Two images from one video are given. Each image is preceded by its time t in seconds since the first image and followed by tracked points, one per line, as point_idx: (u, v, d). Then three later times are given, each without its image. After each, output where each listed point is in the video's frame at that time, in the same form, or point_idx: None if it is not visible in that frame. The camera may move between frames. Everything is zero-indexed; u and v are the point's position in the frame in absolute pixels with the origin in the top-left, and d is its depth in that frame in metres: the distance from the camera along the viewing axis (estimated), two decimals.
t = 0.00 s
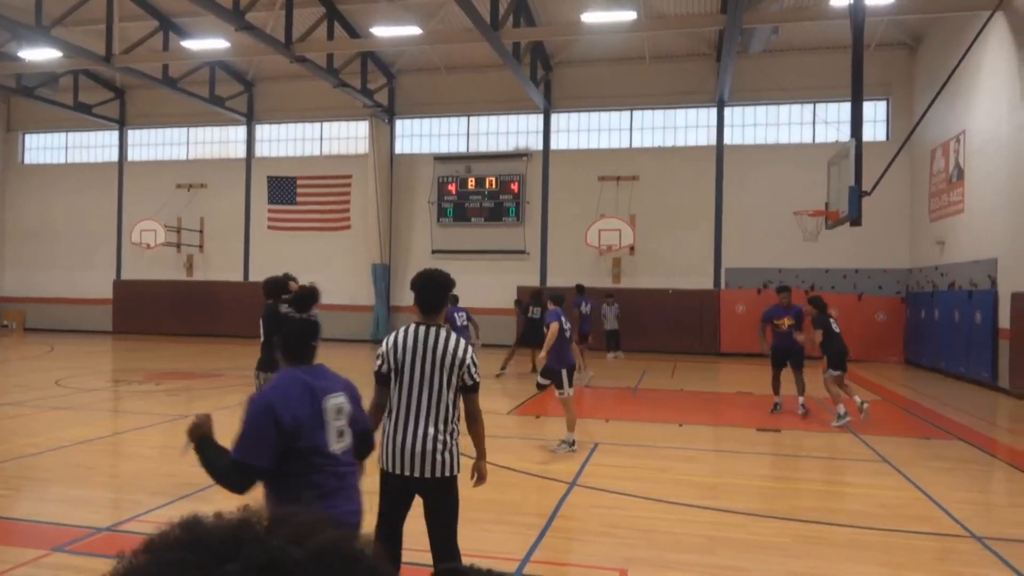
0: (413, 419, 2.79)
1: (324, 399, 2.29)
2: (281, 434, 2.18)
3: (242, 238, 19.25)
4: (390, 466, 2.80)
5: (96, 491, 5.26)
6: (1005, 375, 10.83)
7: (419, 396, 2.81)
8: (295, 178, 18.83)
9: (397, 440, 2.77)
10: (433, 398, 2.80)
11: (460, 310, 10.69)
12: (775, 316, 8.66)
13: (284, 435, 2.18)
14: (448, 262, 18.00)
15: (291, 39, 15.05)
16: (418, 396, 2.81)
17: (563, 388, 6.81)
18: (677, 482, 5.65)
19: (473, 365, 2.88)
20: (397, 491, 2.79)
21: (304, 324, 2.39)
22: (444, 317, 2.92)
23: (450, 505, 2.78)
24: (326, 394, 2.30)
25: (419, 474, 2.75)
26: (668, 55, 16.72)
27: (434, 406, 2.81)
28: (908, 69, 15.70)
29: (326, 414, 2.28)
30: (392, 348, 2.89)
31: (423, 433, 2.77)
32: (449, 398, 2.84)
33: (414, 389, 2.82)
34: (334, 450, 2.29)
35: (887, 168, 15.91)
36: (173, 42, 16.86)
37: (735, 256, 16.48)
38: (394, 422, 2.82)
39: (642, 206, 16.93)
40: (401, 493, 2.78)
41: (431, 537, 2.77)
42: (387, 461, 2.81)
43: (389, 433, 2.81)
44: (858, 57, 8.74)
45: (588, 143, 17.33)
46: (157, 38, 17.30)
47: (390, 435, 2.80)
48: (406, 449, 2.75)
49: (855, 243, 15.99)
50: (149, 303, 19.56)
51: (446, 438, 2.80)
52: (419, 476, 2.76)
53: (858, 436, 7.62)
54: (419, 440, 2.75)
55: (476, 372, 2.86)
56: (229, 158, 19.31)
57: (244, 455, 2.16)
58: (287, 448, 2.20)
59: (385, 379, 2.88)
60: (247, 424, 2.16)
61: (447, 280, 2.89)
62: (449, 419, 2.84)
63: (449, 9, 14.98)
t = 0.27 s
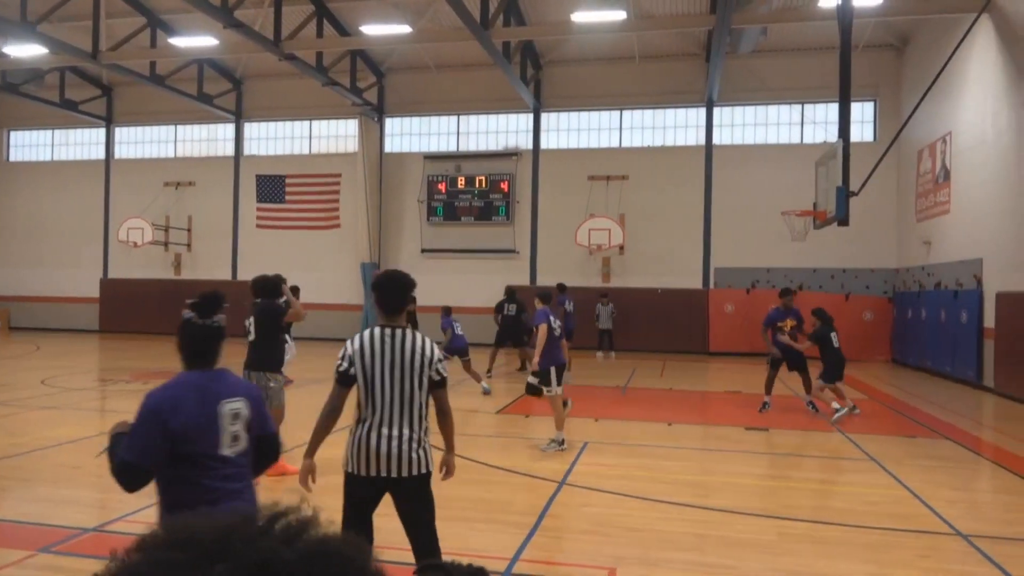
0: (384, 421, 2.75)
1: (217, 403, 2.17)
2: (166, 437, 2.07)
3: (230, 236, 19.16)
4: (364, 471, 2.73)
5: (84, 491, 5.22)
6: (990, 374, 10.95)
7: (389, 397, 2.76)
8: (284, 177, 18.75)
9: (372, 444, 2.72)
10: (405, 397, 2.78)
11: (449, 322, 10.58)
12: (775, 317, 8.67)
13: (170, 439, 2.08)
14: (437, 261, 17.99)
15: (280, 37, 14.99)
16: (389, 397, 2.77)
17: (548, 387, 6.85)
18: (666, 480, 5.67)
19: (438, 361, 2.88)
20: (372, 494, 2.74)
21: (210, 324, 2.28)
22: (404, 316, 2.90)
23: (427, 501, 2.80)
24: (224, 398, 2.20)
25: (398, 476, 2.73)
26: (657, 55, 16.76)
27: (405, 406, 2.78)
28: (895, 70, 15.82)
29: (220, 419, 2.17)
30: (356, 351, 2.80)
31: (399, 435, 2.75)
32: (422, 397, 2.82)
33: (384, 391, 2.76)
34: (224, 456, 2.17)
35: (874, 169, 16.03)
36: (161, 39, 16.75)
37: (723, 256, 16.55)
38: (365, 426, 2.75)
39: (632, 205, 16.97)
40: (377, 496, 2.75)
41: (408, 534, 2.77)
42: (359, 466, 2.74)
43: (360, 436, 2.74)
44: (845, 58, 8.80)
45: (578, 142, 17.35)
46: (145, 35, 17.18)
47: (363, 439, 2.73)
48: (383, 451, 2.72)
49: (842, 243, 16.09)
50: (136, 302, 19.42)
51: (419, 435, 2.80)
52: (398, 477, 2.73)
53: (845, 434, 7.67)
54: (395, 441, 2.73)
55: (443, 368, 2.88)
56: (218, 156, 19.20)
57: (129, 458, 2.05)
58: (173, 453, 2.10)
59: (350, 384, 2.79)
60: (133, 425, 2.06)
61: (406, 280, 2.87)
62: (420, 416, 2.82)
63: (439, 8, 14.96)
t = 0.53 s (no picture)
0: (350, 417, 2.76)
1: (135, 386, 2.13)
2: (96, 417, 1.98)
3: (223, 235, 19.10)
4: (331, 471, 2.72)
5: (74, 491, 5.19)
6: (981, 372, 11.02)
7: (353, 393, 2.78)
8: (278, 175, 18.70)
9: (340, 442, 2.72)
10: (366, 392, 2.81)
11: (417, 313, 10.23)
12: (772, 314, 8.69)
13: (99, 420, 1.99)
14: (431, 260, 17.97)
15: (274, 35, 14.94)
16: (353, 394, 2.78)
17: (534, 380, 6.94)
18: (659, 479, 5.68)
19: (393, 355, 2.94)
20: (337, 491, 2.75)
21: (119, 308, 2.21)
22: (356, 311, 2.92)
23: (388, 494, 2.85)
24: (139, 383, 2.15)
25: (365, 470, 2.78)
26: (651, 54, 16.79)
27: (367, 401, 2.81)
28: (888, 70, 15.87)
29: (135, 404, 2.12)
30: (317, 350, 2.75)
31: (364, 431, 2.78)
32: (382, 393, 2.88)
33: (348, 388, 2.77)
34: (140, 440, 2.12)
35: (866, 169, 16.08)
36: (153, 37, 16.68)
37: (717, 255, 16.58)
38: (332, 425, 2.73)
39: (626, 205, 16.98)
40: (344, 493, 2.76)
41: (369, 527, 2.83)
42: (324, 465, 2.72)
43: (325, 435, 2.72)
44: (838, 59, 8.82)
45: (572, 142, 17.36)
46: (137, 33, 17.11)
47: (331, 437, 2.72)
48: (352, 448, 2.73)
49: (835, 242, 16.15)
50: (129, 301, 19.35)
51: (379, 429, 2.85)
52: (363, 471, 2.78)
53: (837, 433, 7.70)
54: (362, 437, 2.76)
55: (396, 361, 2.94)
56: (211, 155, 19.14)
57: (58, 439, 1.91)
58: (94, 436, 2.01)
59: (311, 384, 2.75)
60: (59, 405, 1.92)
61: (362, 276, 2.88)
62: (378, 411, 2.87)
63: (433, 7, 14.95)
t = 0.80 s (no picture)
0: (324, 415, 2.82)
1: (28, 393, 2.12)
2: None
3: (219, 235, 19.07)
4: (312, 468, 2.79)
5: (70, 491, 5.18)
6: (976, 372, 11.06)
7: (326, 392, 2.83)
8: (274, 175, 18.67)
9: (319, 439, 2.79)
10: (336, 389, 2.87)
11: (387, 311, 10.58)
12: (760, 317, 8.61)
13: None
14: (427, 260, 17.96)
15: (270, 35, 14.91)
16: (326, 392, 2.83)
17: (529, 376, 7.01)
18: (654, 479, 5.69)
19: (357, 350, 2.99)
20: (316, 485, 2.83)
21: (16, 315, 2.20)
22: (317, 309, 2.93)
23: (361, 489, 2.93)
24: (34, 388, 2.14)
25: (341, 462, 2.88)
26: (647, 54, 16.80)
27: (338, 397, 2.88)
28: (884, 70, 15.90)
29: (27, 411, 2.11)
30: (288, 353, 2.76)
31: (338, 427, 2.86)
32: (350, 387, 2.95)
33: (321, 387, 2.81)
34: (31, 447, 2.11)
35: (862, 168, 16.12)
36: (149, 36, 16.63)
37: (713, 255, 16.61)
38: (309, 424, 2.79)
39: (623, 204, 16.99)
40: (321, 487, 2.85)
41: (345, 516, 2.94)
42: (303, 463, 2.79)
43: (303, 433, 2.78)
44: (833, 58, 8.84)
45: (568, 141, 17.35)
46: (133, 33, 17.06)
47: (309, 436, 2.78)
48: (331, 444, 2.81)
49: (830, 241, 16.17)
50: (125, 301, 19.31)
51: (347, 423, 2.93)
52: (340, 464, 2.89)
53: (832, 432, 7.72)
54: (337, 432, 2.84)
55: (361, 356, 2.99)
56: (207, 155, 19.10)
57: None
58: None
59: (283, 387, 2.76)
60: None
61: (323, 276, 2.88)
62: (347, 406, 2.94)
63: (430, 7, 14.94)
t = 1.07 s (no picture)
0: (282, 414, 2.82)
1: None
2: None
3: (215, 236, 19.04)
4: (264, 465, 2.77)
5: (65, 492, 5.17)
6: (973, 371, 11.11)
7: (289, 391, 2.84)
8: (271, 175, 18.65)
9: (274, 437, 2.77)
10: (298, 390, 2.87)
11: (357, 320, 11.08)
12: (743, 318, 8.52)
13: None
14: (424, 260, 17.96)
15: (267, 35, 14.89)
16: (288, 392, 2.84)
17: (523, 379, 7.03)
18: (650, 479, 5.69)
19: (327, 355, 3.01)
20: (269, 485, 2.81)
21: None
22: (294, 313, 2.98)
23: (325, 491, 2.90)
24: None
25: (298, 465, 2.86)
26: (644, 54, 16.81)
27: (300, 399, 2.88)
28: (879, 70, 15.93)
29: None
30: (254, 348, 2.79)
31: (296, 429, 2.84)
32: (315, 392, 2.95)
33: (283, 386, 2.83)
34: None
35: (858, 168, 16.15)
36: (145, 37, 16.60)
37: (710, 255, 16.62)
38: (266, 421, 2.79)
39: (620, 204, 17.00)
40: (274, 487, 2.83)
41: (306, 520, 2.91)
42: (257, 460, 2.78)
43: (259, 430, 2.77)
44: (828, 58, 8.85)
45: (565, 141, 17.36)
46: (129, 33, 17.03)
47: (264, 433, 2.77)
48: (286, 444, 2.79)
49: (827, 241, 16.20)
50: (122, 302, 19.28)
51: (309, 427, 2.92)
52: (294, 468, 2.87)
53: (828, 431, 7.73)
54: (293, 433, 2.82)
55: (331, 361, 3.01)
56: (203, 155, 19.07)
57: None
58: None
59: (247, 382, 2.78)
60: None
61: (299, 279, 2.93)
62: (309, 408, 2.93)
63: (427, 7, 14.95)
